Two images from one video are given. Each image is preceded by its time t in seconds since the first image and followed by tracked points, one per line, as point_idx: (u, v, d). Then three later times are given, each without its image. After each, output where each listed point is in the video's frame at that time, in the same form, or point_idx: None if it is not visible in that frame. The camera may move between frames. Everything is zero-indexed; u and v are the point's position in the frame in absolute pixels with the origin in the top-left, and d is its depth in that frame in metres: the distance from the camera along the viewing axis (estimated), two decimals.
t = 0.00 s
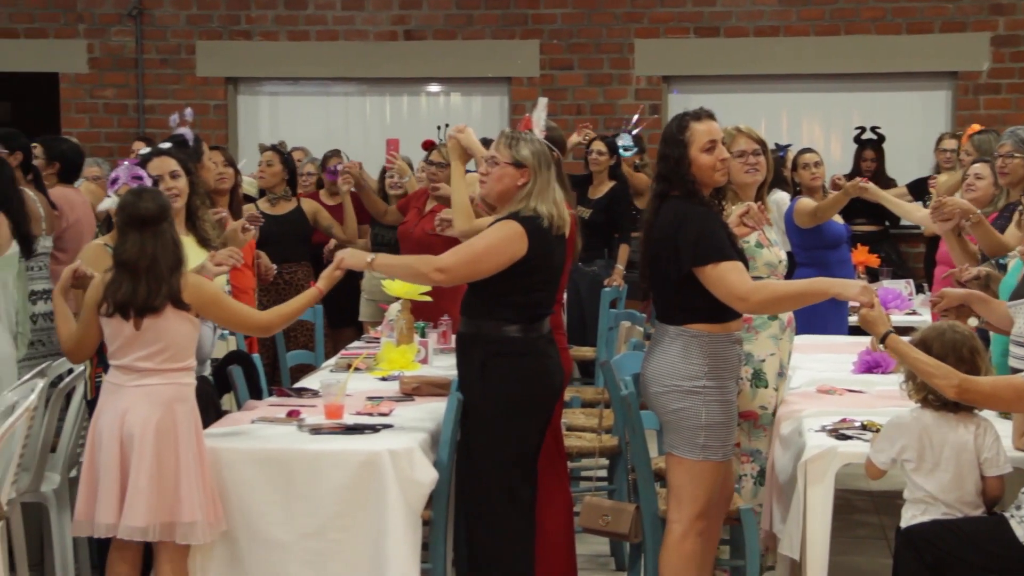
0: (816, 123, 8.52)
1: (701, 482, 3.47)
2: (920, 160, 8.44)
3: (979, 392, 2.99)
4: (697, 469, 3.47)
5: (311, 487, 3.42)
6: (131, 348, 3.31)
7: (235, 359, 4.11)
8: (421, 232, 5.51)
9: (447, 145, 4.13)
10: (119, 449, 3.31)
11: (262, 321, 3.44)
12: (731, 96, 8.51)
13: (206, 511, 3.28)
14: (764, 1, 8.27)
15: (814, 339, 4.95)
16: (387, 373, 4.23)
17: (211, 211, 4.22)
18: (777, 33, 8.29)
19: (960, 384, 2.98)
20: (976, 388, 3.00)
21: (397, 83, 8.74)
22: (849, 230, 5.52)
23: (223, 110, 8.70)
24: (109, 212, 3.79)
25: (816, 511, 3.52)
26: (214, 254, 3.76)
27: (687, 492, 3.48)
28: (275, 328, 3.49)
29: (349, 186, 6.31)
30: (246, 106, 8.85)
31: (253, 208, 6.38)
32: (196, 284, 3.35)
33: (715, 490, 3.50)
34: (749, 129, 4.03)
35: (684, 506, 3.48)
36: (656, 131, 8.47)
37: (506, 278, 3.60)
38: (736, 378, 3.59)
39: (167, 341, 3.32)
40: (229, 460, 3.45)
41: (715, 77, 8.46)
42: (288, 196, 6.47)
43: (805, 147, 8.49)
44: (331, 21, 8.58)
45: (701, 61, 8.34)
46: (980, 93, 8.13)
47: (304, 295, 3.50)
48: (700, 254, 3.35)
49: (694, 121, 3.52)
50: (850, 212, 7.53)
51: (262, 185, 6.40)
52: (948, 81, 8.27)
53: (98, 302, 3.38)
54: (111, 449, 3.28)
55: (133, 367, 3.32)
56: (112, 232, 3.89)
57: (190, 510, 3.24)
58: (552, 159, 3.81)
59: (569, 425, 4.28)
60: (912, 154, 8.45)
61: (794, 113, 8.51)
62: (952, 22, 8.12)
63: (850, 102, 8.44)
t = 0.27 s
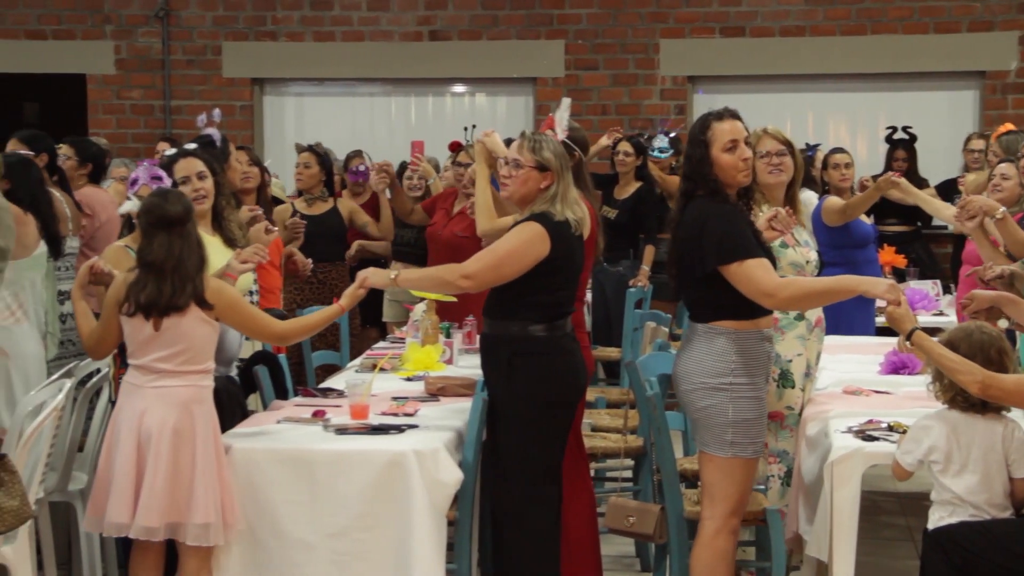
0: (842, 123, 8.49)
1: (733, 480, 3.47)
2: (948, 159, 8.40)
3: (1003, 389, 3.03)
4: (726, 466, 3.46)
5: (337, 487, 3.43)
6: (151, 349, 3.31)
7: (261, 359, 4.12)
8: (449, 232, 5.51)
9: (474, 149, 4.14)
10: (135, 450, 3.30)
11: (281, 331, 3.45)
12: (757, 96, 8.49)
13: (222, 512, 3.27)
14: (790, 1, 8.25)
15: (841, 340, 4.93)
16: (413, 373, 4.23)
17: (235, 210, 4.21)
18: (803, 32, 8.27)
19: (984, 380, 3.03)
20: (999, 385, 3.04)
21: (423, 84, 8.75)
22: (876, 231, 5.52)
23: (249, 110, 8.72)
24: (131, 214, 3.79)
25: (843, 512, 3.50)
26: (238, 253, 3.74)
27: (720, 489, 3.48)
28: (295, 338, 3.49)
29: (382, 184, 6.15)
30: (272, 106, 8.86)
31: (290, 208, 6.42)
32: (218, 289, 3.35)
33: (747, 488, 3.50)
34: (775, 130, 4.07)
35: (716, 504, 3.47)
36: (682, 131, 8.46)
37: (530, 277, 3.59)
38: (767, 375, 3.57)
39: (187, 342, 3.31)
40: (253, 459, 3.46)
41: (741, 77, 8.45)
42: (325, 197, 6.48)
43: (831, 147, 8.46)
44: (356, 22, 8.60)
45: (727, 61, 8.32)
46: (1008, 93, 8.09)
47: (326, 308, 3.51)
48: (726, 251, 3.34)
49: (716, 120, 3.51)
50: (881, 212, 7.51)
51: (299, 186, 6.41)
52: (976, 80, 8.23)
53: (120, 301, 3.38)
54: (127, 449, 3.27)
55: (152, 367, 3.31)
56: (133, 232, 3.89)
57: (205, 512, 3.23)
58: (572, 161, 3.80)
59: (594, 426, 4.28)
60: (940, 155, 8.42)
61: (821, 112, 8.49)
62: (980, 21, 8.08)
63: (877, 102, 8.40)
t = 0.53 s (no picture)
0: (870, 125, 8.45)
1: (777, 482, 3.46)
2: (976, 162, 8.36)
3: None
4: (761, 469, 3.45)
5: (364, 489, 3.43)
6: (180, 350, 3.32)
7: (287, 361, 4.13)
8: (483, 231, 5.48)
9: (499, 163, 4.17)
10: (166, 451, 3.31)
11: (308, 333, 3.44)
12: (785, 99, 8.46)
13: (252, 513, 3.27)
14: (818, 2, 8.23)
15: (869, 343, 4.92)
16: (439, 375, 4.23)
17: (262, 212, 4.22)
18: (830, 34, 8.25)
19: (1009, 379, 3.05)
20: None
21: (448, 86, 8.76)
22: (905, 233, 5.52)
23: (275, 113, 8.74)
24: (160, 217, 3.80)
25: (873, 517, 3.48)
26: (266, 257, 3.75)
27: (765, 493, 3.47)
28: (323, 339, 3.48)
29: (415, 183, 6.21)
30: (299, 109, 8.87)
31: (325, 212, 6.47)
32: (246, 290, 3.34)
33: (792, 491, 3.49)
34: (804, 133, 4.08)
35: (764, 509, 3.46)
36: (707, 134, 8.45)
37: (556, 279, 3.59)
38: (799, 378, 3.55)
39: (214, 344, 3.31)
40: (284, 461, 3.47)
41: (768, 79, 8.42)
42: (359, 199, 6.50)
43: (859, 149, 8.43)
44: (382, 25, 8.61)
45: (753, 63, 8.30)
46: None
47: (348, 311, 3.50)
48: (752, 254, 3.34)
49: (741, 125, 3.51)
50: (914, 214, 7.47)
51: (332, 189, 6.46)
52: (1005, 82, 8.18)
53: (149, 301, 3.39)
54: (158, 450, 3.27)
55: (181, 368, 3.32)
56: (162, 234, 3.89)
57: (235, 513, 3.23)
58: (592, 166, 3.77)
59: (620, 428, 4.27)
60: (968, 157, 8.38)
61: (849, 114, 8.45)
62: (1009, 22, 8.04)
63: (905, 104, 8.37)
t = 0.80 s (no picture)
0: (899, 127, 8.43)
1: (819, 485, 3.44)
2: (1007, 164, 8.32)
3: None
4: (796, 473, 3.44)
5: (395, 490, 3.44)
6: (219, 353, 3.35)
7: (315, 364, 4.14)
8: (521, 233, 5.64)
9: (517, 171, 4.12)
10: (208, 453, 3.34)
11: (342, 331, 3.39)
12: (814, 102, 8.44)
13: (291, 514, 3.29)
14: (847, 5, 8.21)
15: (899, 347, 4.90)
16: (466, 378, 4.24)
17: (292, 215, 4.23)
18: (860, 37, 8.23)
19: None
20: None
21: (476, 89, 8.76)
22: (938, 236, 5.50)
23: (304, 116, 8.77)
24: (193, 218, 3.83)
25: (903, 520, 3.45)
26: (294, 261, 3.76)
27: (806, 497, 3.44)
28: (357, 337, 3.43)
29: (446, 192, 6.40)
30: (327, 111, 8.89)
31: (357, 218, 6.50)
32: (279, 290, 3.32)
33: (833, 494, 3.46)
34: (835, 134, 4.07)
35: (804, 511, 3.43)
36: (736, 137, 8.44)
37: (584, 280, 3.59)
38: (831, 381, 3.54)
39: (248, 346, 3.32)
40: (319, 463, 3.48)
41: (797, 82, 8.40)
42: (390, 203, 6.52)
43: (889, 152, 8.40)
44: (410, 28, 8.63)
45: (782, 66, 8.29)
46: None
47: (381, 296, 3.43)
48: (781, 257, 3.33)
49: (770, 130, 3.50)
50: (946, 217, 7.45)
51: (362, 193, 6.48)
52: None
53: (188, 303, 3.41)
54: (202, 453, 3.30)
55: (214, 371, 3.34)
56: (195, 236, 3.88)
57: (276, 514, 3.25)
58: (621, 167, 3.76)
59: (648, 431, 4.27)
60: (998, 160, 8.34)
61: (878, 117, 8.43)
62: None
63: (934, 106, 8.33)
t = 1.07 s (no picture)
0: (933, 129, 8.39)
1: (851, 488, 3.43)
2: None
3: None
4: (834, 476, 3.43)
5: (429, 492, 3.44)
6: (262, 357, 3.37)
7: (347, 365, 4.15)
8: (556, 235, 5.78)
9: (540, 171, 4.13)
10: (255, 459, 3.35)
11: (374, 338, 3.36)
12: (847, 103, 8.42)
13: (336, 517, 3.30)
14: (880, 6, 8.18)
15: (932, 349, 4.88)
16: (497, 380, 4.24)
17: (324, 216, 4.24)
18: (893, 38, 8.20)
19: None
20: None
21: (508, 91, 8.76)
22: (973, 237, 5.47)
23: (335, 118, 8.80)
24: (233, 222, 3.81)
25: (936, 525, 3.41)
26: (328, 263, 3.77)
27: (839, 502, 3.43)
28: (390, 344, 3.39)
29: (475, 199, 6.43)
30: (358, 114, 8.91)
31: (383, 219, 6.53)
32: (310, 294, 3.31)
33: (867, 498, 3.45)
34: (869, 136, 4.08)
35: (838, 515, 3.42)
36: (767, 139, 8.43)
37: (617, 282, 3.58)
38: (869, 383, 3.53)
39: (287, 350, 3.33)
40: (355, 466, 3.48)
41: (830, 83, 8.38)
42: (418, 205, 6.55)
43: (922, 154, 8.37)
44: (442, 30, 8.64)
45: (815, 67, 8.27)
46: None
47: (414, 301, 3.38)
48: (815, 258, 3.32)
49: (804, 131, 3.49)
50: (979, 220, 7.42)
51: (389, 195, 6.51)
52: None
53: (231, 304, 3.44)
54: (249, 458, 3.32)
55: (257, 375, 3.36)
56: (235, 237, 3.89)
57: (323, 517, 3.26)
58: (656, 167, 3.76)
59: (679, 433, 4.26)
60: None
61: (911, 119, 8.40)
62: None
63: (968, 107, 8.29)
